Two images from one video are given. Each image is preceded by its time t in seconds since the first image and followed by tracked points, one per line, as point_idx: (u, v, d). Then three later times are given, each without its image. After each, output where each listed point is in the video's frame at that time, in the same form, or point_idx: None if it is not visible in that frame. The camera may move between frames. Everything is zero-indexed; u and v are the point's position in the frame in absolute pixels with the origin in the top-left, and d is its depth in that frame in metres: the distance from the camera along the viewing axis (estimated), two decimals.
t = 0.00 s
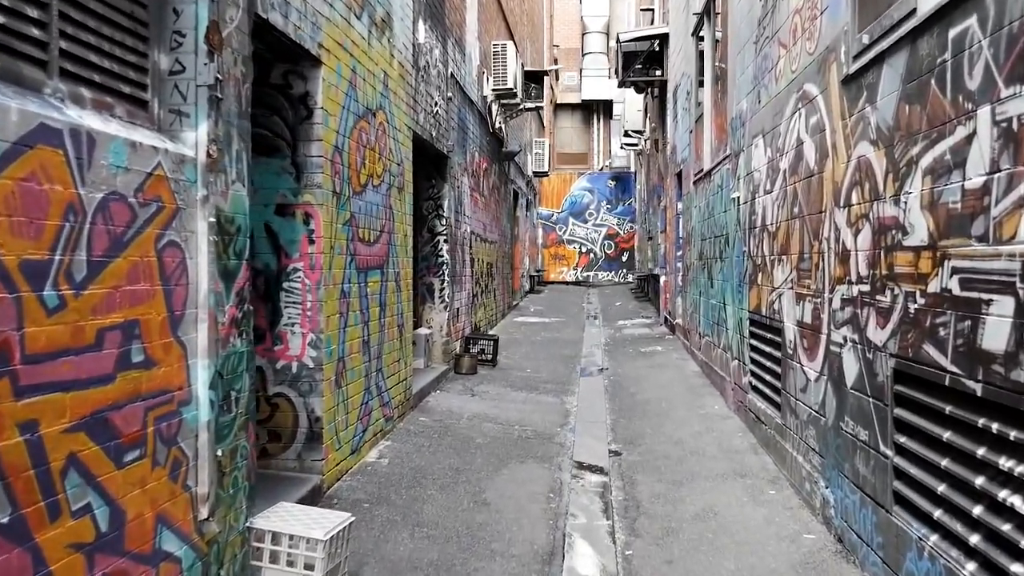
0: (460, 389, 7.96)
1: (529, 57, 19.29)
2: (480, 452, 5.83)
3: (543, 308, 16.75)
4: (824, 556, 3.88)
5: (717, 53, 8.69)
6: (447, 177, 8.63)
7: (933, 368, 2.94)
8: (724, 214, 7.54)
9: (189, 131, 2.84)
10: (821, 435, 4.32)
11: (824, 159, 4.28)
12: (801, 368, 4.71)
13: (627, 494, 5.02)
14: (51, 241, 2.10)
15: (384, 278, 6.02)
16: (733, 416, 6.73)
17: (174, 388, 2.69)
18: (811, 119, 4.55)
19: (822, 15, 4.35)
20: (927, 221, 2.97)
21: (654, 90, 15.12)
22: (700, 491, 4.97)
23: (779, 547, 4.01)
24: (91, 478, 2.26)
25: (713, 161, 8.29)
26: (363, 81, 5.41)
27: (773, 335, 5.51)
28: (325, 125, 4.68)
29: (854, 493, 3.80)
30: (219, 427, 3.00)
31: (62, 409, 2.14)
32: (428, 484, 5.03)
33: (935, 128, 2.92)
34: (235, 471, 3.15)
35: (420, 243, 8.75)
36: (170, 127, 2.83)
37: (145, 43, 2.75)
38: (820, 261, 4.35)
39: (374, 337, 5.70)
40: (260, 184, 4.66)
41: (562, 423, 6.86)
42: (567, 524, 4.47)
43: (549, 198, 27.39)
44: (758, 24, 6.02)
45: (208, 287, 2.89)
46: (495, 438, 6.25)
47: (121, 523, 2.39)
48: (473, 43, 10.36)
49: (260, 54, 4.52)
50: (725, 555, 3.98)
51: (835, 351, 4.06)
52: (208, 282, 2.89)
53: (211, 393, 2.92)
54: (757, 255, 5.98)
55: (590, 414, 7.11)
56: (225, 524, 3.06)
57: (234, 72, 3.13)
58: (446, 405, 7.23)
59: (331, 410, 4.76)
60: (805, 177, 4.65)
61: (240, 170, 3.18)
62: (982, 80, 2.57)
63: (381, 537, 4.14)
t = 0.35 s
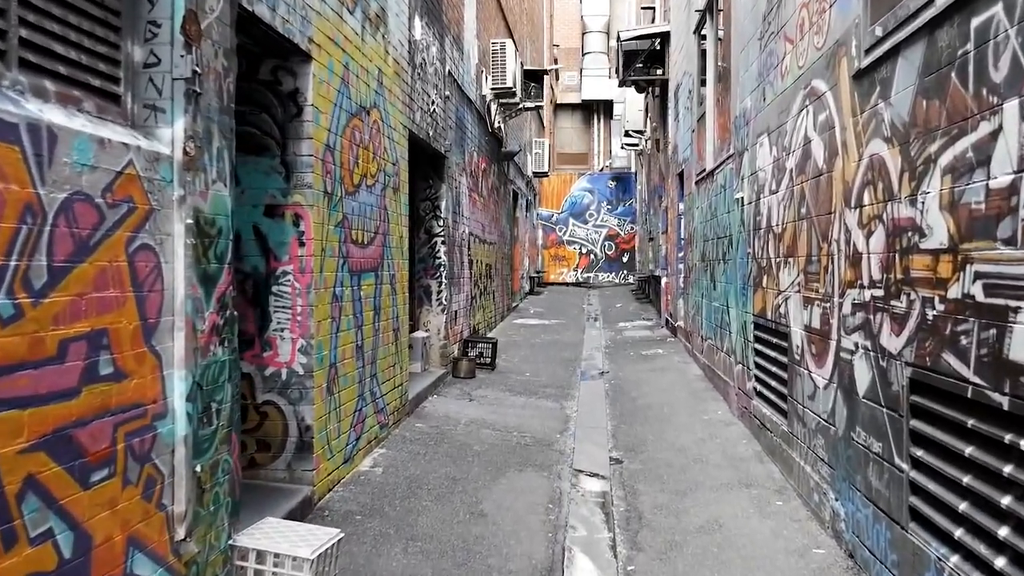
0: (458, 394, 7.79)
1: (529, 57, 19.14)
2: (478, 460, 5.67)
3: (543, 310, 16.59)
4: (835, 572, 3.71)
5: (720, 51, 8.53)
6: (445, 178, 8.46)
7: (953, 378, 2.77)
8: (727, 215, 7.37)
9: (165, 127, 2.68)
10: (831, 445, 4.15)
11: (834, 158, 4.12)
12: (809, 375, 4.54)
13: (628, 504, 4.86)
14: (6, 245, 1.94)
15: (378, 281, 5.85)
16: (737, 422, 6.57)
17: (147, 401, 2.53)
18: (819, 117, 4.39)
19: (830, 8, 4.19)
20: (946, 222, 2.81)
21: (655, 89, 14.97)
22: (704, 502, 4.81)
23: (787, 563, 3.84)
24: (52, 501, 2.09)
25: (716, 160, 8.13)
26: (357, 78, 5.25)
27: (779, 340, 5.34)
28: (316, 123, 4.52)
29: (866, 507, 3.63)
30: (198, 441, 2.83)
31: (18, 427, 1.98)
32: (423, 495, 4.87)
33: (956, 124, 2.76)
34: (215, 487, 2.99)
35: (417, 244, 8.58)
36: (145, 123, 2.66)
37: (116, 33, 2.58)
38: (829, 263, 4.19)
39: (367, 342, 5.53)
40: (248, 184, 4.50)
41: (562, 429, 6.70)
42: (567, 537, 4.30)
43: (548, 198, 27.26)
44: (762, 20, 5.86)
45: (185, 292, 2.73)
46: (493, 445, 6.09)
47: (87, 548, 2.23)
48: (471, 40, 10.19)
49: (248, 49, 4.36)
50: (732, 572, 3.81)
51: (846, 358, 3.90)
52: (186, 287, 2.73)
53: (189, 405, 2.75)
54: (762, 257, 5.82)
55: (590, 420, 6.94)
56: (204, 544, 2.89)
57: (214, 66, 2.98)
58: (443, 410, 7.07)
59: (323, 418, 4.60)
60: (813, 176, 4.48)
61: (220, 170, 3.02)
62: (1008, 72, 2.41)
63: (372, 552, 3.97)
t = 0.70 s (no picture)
0: (456, 401, 7.63)
1: (528, 57, 19.00)
2: (475, 472, 5.51)
3: (544, 313, 16.43)
4: None
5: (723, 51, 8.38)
6: (443, 180, 8.30)
7: (977, 397, 2.61)
8: (731, 218, 7.21)
9: (139, 131, 2.52)
10: (841, 459, 3.99)
11: (844, 161, 3.96)
12: (818, 386, 4.38)
13: (631, 519, 4.70)
14: None
15: (373, 288, 5.69)
16: (741, 431, 6.41)
17: (119, 423, 2.37)
18: (828, 119, 4.23)
19: (841, 6, 4.03)
20: (969, 231, 2.65)
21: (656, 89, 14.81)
22: (709, 517, 4.64)
23: None
24: (8, 537, 1.93)
25: (719, 162, 7.97)
26: (350, 78, 5.09)
27: (786, 348, 5.18)
28: (307, 125, 4.36)
29: (880, 528, 3.47)
30: (176, 463, 2.68)
31: None
32: (419, 509, 4.71)
33: (979, 127, 2.60)
34: (195, 511, 2.83)
35: (414, 248, 8.42)
36: (117, 127, 2.51)
37: (86, 31, 2.42)
38: (840, 271, 4.02)
39: (361, 350, 5.37)
40: (236, 188, 4.34)
41: (562, 438, 6.54)
42: (567, 555, 4.14)
43: (548, 200, 27.11)
44: (768, 18, 5.70)
45: (161, 306, 2.57)
46: (491, 456, 5.92)
47: None
48: (470, 40, 10.04)
49: (236, 48, 4.20)
50: None
51: (858, 371, 3.74)
52: (162, 300, 2.57)
53: (165, 426, 2.59)
54: (767, 263, 5.66)
55: (591, 428, 6.78)
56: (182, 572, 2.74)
57: (194, 66, 2.82)
58: (441, 418, 6.91)
59: (314, 431, 4.44)
60: (822, 180, 4.33)
61: (200, 176, 2.86)
62: None
63: (364, 572, 3.81)
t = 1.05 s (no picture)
0: (453, 407, 7.45)
1: (528, 57, 18.83)
2: (472, 482, 5.32)
3: (544, 315, 16.25)
4: None
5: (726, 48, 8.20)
6: (440, 181, 8.12)
7: (1005, 414, 2.43)
8: (735, 220, 7.03)
9: (105, 127, 2.33)
10: (854, 473, 3.80)
11: (857, 161, 3.78)
12: (828, 395, 4.20)
13: (633, 534, 4.52)
14: None
15: (366, 292, 5.51)
16: (746, 438, 6.22)
17: (80, 443, 2.19)
18: (839, 117, 4.06)
19: None
20: (997, 235, 2.47)
21: (658, 89, 14.63)
22: (715, 531, 4.46)
23: None
24: None
25: (723, 162, 7.79)
26: (341, 75, 4.91)
27: (794, 354, 5.00)
28: (295, 124, 4.19)
29: (896, 547, 3.29)
30: (146, 484, 2.50)
31: None
32: (412, 523, 4.53)
33: (1008, 124, 2.42)
34: (168, 534, 2.65)
35: (411, 250, 8.24)
36: (81, 123, 2.32)
37: (47, 20, 2.24)
38: (852, 275, 3.84)
39: (354, 357, 5.20)
40: (221, 189, 4.16)
41: (562, 445, 6.36)
42: (566, 572, 3.96)
43: (549, 201, 26.95)
44: (774, 14, 5.52)
45: (128, 315, 2.39)
46: (489, 465, 5.74)
47: None
48: (468, 39, 9.87)
49: (220, 43, 4.02)
50: None
51: (872, 381, 3.56)
52: (130, 310, 2.40)
53: (134, 445, 2.41)
54: (774, 266, 5.48)
55: (591, 436, 6.60)
56: None
57: (167, 60, 2.64)
58: (437, 425, 6.73)
59: (303, 442, 4.26)
60: (832, 180, 4.15)
61: (173, 176, 2.68)
62: None
63: None
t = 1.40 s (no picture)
0: (450, 409, 7.29)
1: (528, 55, 18.65)
2: (467, 488, 5.16)
3: (544, 315, 16.10)
4: None
5: (729, 44, 8.04)
6: (438, 179, 7.96)
7: None
8: (739, 219, 6.87)
9: (68, 115, 2.18)
10: (865, 482, 3.64)
11: (868, 156, 3.62)
12: (837, 401, 4.04)
13: (633, 543, 4.35)
14: None
15: (359, 292, 5.34)
16: (750, 443, 6.06)
17: (38, 454, 2.03)
18: (849, 111, 3.89)
19: None
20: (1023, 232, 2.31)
21: (659, 87, 14.47)
22: (718, 541, 4.30)
23: None
24: None
25: (726, 160, 7.64)
26: (333, 68, 4.75)
27: (800, 357, 4.84)
28: (283, 117, 4.03)
29: (909, 561, 3.13)
30: (114, 496, 2.34)
31: None
32: (405, 531, 4.37)
33: None
34: (138, 549, 2.49)
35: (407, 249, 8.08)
36: (43, 110, 2.17)
37: None
38: (863, 275, 3.68)
39: (346, 359, 5.04)
40: (205, 185, 3.99)
41: (560, 450, 6.20)
42: None
43: (549, 201, 26.81)
44: (779, 6, 5.37)
45: (93, 316, 2.23)
46: (485, 470, 5.58)
47: None
48: (467, 35, 9.71)
49: (205, 32, 3.87)
50: None
51: (884, 385, 3.39)
52: (95, 310, 2.24)
53: (99, 455, 2.25)
54: (779, 266, 5.32)
55: (591, 440, 6.43)
56: None
57: (138, 44, 2.49)
58: (433, 429, 6.57)
59: (291, 448, 4.10)
60: (841, 177, 3.99)
61: (145, 168, 2.52)
62: None
63: None
